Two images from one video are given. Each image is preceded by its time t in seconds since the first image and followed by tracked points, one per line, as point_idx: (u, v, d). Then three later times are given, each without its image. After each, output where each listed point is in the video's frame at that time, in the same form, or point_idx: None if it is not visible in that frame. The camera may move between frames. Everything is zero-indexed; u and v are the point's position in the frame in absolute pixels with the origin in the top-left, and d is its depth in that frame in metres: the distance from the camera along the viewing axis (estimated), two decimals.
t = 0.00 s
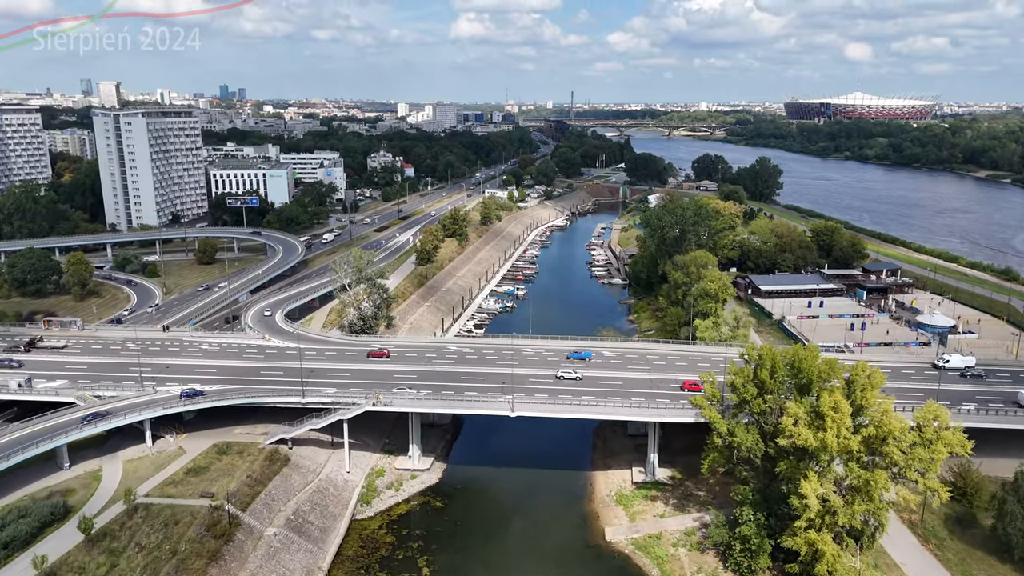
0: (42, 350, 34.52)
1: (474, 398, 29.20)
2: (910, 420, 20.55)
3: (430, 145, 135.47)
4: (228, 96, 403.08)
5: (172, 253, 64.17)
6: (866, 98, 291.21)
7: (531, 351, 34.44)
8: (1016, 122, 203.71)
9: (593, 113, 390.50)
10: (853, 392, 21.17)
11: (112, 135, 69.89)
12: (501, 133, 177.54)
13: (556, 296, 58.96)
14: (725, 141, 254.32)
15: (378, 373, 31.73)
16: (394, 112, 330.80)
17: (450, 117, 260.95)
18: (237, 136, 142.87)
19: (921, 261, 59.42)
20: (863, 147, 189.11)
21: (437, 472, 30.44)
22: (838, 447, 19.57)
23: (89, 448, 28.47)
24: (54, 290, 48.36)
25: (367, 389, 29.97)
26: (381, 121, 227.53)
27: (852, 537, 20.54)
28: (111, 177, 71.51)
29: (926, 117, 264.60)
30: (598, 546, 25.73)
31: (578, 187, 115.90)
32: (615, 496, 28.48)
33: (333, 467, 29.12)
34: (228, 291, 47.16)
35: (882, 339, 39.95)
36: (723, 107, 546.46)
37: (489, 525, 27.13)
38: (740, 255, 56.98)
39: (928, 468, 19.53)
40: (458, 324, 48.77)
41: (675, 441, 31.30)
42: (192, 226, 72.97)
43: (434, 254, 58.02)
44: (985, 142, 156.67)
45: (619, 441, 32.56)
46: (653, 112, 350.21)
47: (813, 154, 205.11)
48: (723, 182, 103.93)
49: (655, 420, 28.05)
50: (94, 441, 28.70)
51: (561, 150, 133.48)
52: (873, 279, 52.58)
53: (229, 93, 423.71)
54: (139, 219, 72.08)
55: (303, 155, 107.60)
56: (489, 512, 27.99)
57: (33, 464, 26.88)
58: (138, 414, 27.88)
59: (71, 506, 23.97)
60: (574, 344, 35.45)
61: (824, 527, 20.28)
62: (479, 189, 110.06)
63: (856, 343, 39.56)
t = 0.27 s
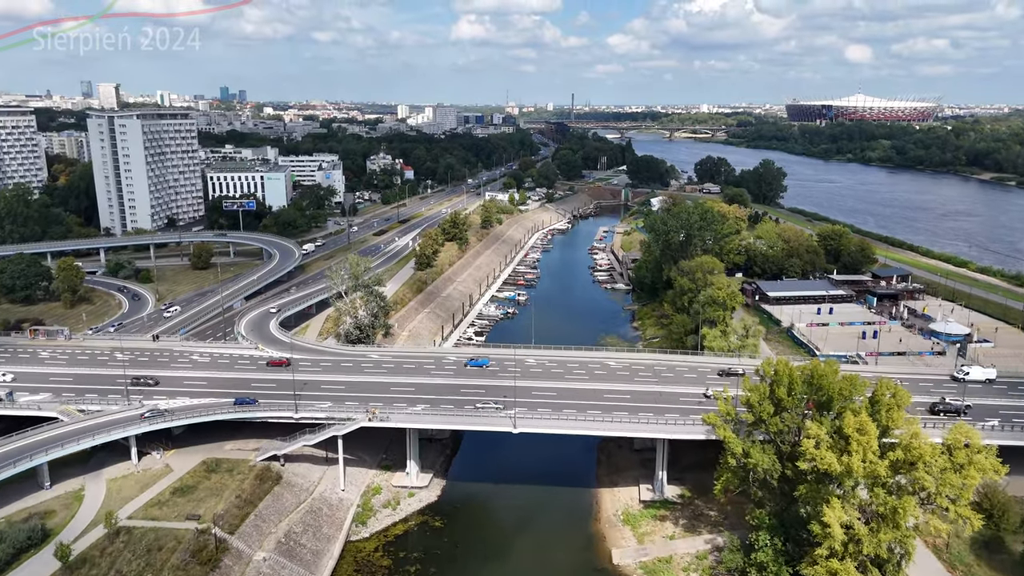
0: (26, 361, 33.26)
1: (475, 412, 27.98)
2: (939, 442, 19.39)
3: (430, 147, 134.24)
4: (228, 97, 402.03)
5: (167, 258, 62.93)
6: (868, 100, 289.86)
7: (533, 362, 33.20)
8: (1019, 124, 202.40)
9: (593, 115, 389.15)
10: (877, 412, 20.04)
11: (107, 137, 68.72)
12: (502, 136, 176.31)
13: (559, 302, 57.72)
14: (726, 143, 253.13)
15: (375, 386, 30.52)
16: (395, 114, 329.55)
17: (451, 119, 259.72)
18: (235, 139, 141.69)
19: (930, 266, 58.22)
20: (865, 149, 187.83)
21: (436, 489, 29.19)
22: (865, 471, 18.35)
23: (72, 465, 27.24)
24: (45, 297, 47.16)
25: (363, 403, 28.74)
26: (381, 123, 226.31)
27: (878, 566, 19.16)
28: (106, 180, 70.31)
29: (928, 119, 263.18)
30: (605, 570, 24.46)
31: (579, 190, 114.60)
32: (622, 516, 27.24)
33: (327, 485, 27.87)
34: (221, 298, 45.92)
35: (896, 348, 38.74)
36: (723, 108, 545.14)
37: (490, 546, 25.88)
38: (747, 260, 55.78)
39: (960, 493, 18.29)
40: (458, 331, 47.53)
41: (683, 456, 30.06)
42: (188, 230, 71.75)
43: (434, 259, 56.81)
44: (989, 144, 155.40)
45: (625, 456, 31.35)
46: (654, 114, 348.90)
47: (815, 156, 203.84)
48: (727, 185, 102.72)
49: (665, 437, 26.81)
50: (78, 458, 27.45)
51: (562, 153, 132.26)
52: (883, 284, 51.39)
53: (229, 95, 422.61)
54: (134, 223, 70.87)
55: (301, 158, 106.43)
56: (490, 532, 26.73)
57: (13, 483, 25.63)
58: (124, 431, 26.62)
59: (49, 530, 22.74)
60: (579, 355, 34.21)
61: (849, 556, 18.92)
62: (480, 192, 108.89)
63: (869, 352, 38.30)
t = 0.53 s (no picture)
0: (9, 372, 32.00)
1: (474, 428, 26.73)
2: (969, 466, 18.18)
3: (429, 149, 133.00)
4: (227, 99, 400.73)
5: (160, 262, 61.67)
6: (868, 101, 288.64)
7: (535, 373, 31.93)
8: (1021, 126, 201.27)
9: (593, 116, 387.95)
10: (903, 432, 18.80)
11: (100, 139, 67.46)
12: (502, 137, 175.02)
13: (560, 308, 56.48)
14: (727, 145, 251.91)
15: (370, 399, 29.27)
16: (394, 115, 328.16)
17: (450, 120, 258.38)
18: (233, 140, 140.36)
19: (939, 272, 57.04)
20: (867, 151, 186.60)
21: (434, 507, 27.92)
22: (892, 498, 17.11)
23: (53, 484, 25.98)
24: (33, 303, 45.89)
25: (357, 418, 27.51)
26: (380, 124, 225.02)
27: None
28: (99, 183, 69.05)
29: (928, 120, 262.05)
30: None
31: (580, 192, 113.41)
32: (629, 537, 25.99)
33: (320, 504, 26.61)
34: (214, 304, 44.62)
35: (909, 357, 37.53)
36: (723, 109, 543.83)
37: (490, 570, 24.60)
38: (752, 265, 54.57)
39: (995, 523, 17.00)
40: (457, 339, 46.30)
41: (691, 472, 28.89)
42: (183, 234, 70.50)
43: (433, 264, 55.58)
44: (992, 146, 154.24)
45: (630, 472, 30.19)
46: (654, 116, 347.62)
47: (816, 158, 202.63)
48: (729, 188, 101.51)
49: (674, 455, 25.55)
50: (59, 476, 26.18)
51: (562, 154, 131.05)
52: (893, 290, 50.19)
53: (228, 96, 421.39)
54: (127, 227, 69.62)
55: (299, 160, 105.17)
56: (490, 554, 25.46)
57: None
58: (106, 449, 25.34)
59: (24, 556, 21.48)
60: (582, 366, 32.95)
61: None
62: (479, 195, 107.70)
63: (882, 362, 37.02)
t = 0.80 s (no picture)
0: None
1: (474, 444, 25.50)
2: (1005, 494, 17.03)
3: (428, 151, 131.83)
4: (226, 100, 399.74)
5: (153, 267, 60.45)
6: (869, 103, 287.74)
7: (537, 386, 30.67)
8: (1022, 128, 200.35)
9: (592, 118, 387.05)
10: (933, 456, 17.74)
11: (92, 141, 66.27)
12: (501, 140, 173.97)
13: (562, 314, 55.30)
14: (727, 147, 250.91)
15: (365, 414, 28.04)
16: (393, 117, 327.20)
17: (450, 122, 257.38)
18: (230, 142, 139.19)
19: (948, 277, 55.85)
20: (868, 153, 185.55)
21: (432, 527, 26.65)
22: (924, 529, 15.96)
23: (32, 504, 24.76)
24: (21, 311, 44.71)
25: (351, 434, 26.27)
26: (379, 126, 223.96)
27: None
28: (91, 186, 67.85)
29: (929, 122, 261.11)
30: None
31: (580, 195, 112.30)
32: (636, 559, 24.77)
33: (313, 525, 25.35)
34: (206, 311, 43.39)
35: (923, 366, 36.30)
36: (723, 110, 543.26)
37: None
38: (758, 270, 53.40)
39: None
40: (456, 346, 45.09)
41: (700, 490, 27.70)
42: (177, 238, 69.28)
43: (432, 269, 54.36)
44: (994, 148, 153.23)
45: (637, 489, 29.02)
46: (654, 117, 346.65)
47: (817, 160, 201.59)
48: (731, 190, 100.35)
49: (684, 473, 24.31)
50: (39, 496, 24.96)
51: (562, 156, 129.88)
52: (902, 296, 49.02)
53: (227, 98, 420.41)
54: (120, 230, 68.43)
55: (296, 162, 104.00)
56: None
57: None
58: (87, 468, 24.09)
59: None
60: (585, 377, 31.73)
61: None
62: (479, 198, 106.56)
63: (895, 371, 35.81)
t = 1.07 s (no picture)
0: None
1: (473, 462, 24.25)
2: None
3: (428, 153, 130.65)
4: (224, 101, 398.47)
5: (145, 272, 59.19)
6: (869, 105, 286.80)
7: (539, 399, 29.40)
8: None
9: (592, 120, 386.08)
10: (966, 483, 16.55)
11: (84, 143, 65.02)
12: (501, 141, 172.78)
13: (563, 320, 54.08)
14: (727, 148, 249.86)
15: (359, 429, 26.78)
16: (393, 119, 326.00)
17: (449, 124, 256.25)
18: (227, 144, 137.92)
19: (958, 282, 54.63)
20: (870, 154, 184.45)
21: (430, 549, 25.35)
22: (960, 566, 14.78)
23: (8, 527, 23.52)
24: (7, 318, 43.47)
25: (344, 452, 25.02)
26: (378, 128, 222.71)
27: None
28: (84, 189, 66.59)
29: (930, 123, 260.13)
30: None
31: (581, 197, 111.15)
32: None
33: (304, 548, 24.08)
34: (198, 318, 42.13)
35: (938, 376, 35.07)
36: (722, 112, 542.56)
37: None
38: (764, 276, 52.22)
39: None
40: (455, 354, 43.86)
41: (710, 508, 26.46)
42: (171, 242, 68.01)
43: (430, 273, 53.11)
44: (997, 149, 152.14)
45: (644, 507, 27.79)
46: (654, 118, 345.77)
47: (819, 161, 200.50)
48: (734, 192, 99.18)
49: (694, 494, 23.04)
50: (15, 518, 23.71)
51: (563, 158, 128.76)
52: (913, 302, 47.80)
53: (227, 99, 419.11)
54: (113, 234, 67.18)
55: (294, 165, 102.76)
56: None
57: None
58: (66, 489, 22.77)
59: None
60: (590, 389, 30.47)
61: None
62: (478, 200, 105.36)
63: (910, 382, 34.57)
